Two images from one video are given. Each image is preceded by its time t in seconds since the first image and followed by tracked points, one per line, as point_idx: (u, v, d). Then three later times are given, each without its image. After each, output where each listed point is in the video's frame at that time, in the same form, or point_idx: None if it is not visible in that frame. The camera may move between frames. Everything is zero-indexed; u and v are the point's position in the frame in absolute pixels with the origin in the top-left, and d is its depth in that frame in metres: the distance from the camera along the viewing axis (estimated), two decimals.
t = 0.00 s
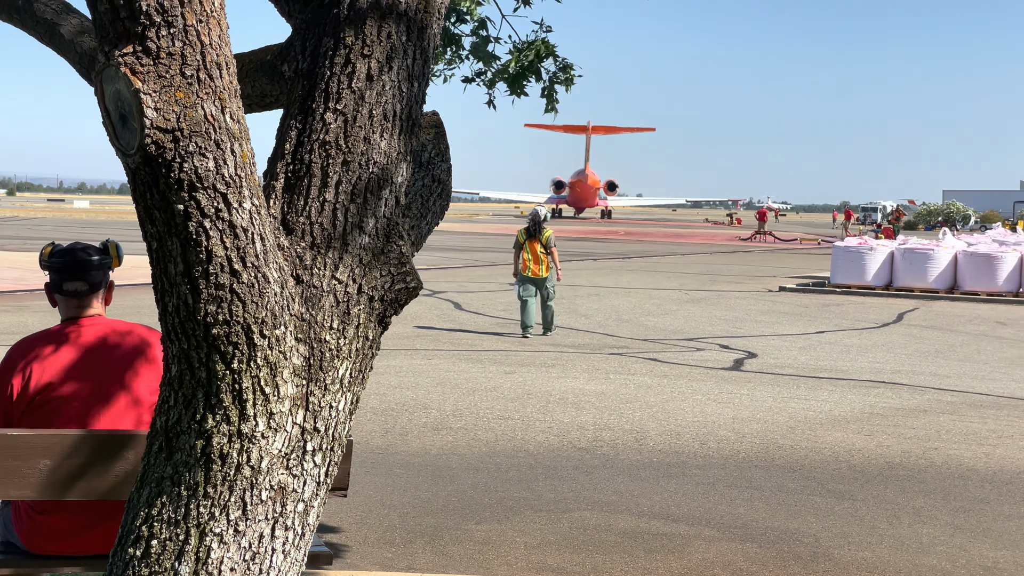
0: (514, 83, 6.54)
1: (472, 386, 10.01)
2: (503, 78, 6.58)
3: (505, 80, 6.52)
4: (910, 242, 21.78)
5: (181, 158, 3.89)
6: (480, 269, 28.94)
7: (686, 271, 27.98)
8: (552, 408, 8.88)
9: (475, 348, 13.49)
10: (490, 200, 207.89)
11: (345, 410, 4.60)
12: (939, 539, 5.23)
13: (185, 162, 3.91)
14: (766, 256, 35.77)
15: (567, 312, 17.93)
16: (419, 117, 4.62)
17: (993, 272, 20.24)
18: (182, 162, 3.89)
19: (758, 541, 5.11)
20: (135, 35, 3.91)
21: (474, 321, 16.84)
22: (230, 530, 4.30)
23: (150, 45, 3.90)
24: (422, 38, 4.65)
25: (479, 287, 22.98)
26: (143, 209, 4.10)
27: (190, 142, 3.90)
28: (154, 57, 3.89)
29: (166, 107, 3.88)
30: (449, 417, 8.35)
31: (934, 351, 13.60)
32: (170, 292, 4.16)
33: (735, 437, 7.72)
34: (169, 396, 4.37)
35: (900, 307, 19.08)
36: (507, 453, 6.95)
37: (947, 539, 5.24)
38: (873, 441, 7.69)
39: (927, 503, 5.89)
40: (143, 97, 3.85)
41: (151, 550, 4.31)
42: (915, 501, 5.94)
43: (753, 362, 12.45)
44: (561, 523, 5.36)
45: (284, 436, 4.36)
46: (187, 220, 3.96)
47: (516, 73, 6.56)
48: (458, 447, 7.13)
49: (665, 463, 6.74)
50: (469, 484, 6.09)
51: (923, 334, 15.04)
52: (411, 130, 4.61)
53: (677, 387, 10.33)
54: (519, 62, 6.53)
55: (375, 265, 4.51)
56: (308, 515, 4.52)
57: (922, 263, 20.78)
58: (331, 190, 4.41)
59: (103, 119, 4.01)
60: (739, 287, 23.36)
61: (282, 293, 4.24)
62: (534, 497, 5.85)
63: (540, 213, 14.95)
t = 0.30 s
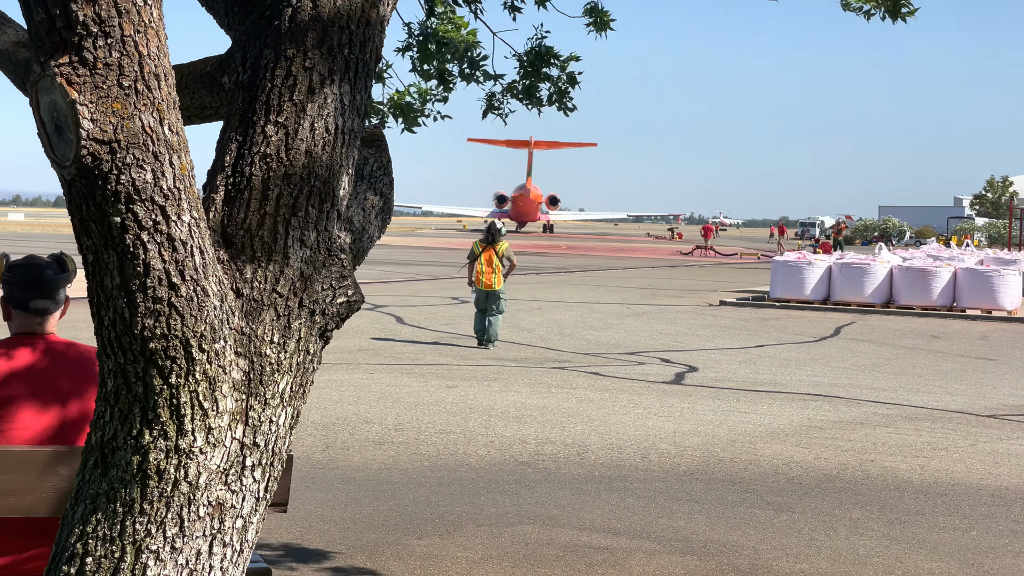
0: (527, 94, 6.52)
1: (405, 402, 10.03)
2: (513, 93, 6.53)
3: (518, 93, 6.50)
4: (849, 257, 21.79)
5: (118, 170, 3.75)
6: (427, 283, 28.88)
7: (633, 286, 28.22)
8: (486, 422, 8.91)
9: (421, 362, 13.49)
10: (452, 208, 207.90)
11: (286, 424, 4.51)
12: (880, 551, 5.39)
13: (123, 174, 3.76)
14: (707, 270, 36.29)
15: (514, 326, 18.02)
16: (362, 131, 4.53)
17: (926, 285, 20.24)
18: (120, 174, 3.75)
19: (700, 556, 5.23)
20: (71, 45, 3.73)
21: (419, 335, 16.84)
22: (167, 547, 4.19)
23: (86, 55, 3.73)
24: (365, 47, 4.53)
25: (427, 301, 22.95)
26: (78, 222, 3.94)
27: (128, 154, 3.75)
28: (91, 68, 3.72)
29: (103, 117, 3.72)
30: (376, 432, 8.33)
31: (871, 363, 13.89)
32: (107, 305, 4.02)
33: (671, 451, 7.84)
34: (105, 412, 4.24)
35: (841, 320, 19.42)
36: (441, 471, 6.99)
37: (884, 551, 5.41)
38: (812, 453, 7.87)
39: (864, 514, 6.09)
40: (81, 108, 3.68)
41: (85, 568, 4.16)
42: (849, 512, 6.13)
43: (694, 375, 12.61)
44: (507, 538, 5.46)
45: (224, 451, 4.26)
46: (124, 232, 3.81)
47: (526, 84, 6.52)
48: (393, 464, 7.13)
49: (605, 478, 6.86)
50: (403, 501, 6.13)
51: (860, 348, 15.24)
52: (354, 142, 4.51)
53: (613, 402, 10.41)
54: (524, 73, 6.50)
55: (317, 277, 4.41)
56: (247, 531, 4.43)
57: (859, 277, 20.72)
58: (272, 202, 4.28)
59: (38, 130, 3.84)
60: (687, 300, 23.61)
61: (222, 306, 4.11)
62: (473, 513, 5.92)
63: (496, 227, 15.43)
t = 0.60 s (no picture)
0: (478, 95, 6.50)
1: (366, 413, 10.17)
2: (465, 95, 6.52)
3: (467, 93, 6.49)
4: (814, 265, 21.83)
5: (82, 176, 3.68)
6: (395, 291, 28.90)
7: (601, 292, 28.39)
8: (448, 433, 9.10)
9: (392, 371, 13.59)
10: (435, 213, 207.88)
11: (250, 432, 4.47)
12: (852, 556, 5.68)
13: (88, 180, 3.70)
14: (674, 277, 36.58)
15: (484, 332, 18.14)
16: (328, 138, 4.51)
17: (892, 293, 20.28)
18: (84, 180, 3.68)
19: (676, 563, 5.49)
20: (36, 51, 3.65)
21: (388, 343, 16.93)
22: (131, 556, 4.14)
23: (51, 60, 3.65)
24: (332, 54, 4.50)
25: (398, 309, 23.00)
26: (42, 228, 3.87)
27: (92, 160, 3.69)
28: (55, 73, 3.64)
29: (67, 123, 3.65)
30: (336, 444, 8.47)
31: (835, 368, 14.14)
32: (70, 312, 3.95)
33: (633, 460, 8.05)
34: (69, 419, 4.18)
35: (809, 326, 19.67)
36: (406, 482, 7.20)
37: (850, 557, 5.66)
38: (781, 461, 8.15)
39: (839, 520, 6.38)
40: (44, 114, 3.62)
41: None
42: (818, 519, 6.40)
43: (660, 382, 12.80)
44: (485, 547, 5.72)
45: (188, 459, 4.20)
46: (88, 239, 3.74)
47: (477, 85, 6.51)
48: (357, 476, 7.31)
49: (573, 487, 7.13)
50: (364, 512, 6.34)
51: (825, 354, 15.37)
52: (320, 149, 4.48)
53: (576, 411, 10.59)
54: (475, 73, 6.50)
55: (282, 285, 4.38)
56: (212, 539, 4.40)
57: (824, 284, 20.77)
58: (237, 209, 4.24)
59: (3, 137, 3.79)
60: (659, 307, 23.81)
61: (186, 313, 4.05)
62: (439, 522, 6.15)
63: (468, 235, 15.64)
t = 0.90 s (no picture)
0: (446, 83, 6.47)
1: (338, 416, 10.16)
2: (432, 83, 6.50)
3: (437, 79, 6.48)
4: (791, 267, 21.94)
5: (56, 179, 3.65)
6: (374, 295, 28.78)
7: (580, 296, 28.42)
8: (418, 438, 9.13)
9: (372, 375, 13.59)
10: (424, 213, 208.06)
11: (226, 436, 4.47)
12: (832, 558, 5.80)
13: (61, 183, 3.66)
14: (652, 280, 36.66)
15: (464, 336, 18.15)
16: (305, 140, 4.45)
17: (867, 295, 20.38)
18: (58, 184, 3.65)
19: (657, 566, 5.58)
20: (8, 53, 3.59)
21: (366, 347, 16.89)
22: (106, 560, 4.12)
23: (25, 64, 3.60)
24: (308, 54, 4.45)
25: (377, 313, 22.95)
26: (17, 231, 3.85)
27: (66, 163, 3.65)
28: (29, 76, 3.60)
29: (41, 126, 3.61)
30: (305, 449, 8.48)
31: (811, 369, 14.24)
32: (45, 315, 3.92)
33: (605, 465, 8.11)
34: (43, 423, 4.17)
35: (789, 328, 19.75)
36: (382, 485, 7.25)
37: (826, 559, 5.76)
38: (754, 462, 8.29)
39: (817, 523, 6.50)
40: (18, 116, 3.57)
41: None
42: (803, 522, 6.53)
43: (635, 385, 12.92)
44: (460, 550, 5.77)
45: (163, 462, 4.19)
46: (61, 243, 3.72)
47: (446, 69, 6.52)
48: (329, 481, 7.32)
49: (547, 489, 7.24)
50: (332, 519, 6.34)
51: (801, 356, 15.49)
52: (297, 151, 4.42)
53: (550, 414, 10.63)
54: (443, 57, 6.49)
55: (257, 289, 4.34)
56: (188, 544, 4.40)
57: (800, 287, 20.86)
58: (212, 212, 4.18)
59: None
60: (640, 310, 23.86)
61: (162, 316, 4.02)
62: (412, 527, 6.19)
63: (451, 238, 15.84)
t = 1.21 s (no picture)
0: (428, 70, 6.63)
1: (325, 434, 10.12)
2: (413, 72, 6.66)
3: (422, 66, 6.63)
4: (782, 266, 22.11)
5: (45, 177, 3.57)
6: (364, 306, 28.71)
7: (570, 292, 28.59)
8: (407, 458, 9.10)
9: (365, 379, 13.59)
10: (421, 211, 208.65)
11: (217, 435, 4.57)
12: (848, 563, 5.83)
13: (50, 181, 3.58)
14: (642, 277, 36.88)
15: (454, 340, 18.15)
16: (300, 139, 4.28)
17: (856, 292, 20.44)
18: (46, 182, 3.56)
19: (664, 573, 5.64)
20: None
21: (356, 351, 16.87)
22: (97, 559, 4.14)
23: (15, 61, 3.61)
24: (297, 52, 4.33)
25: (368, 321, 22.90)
26: None
27: (55, 162, 3.59)
28: (17, 72, 3.60)
29: (30, 125, 3.56)
30: (292, 469, 8.43)
31: (801, 367, 14.30)
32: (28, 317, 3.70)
33: (594, 475, 8.35)
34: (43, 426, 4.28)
35: (779, 328, 19.77)
36: (376, 504, 7.23)
37: (814, 558, 5.91)
38: (744, 481, 8.27)
39: (825, 531, 6.52)
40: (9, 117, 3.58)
41: None
42: (812, 530, 6.55)
43: (627, 383, 13.23)
44: (464, 562, 5.77)
45: (155, 462, 4.21)
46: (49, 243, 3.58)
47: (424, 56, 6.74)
48: (319, 501, 7.27)
49: (534, 505, 7.23)
50: (332, 534, 6.32)
51: (790, 351, 15.76)
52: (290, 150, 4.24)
53: (537, 426, 10.62)
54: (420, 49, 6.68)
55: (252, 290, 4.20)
56: (178, 542, 4.52)
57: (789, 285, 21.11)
58: (203, 210, 3.93)
59: None
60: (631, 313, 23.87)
61: (152, 316, 4.05)
62: (408, 542, 6.18)
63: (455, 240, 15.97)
